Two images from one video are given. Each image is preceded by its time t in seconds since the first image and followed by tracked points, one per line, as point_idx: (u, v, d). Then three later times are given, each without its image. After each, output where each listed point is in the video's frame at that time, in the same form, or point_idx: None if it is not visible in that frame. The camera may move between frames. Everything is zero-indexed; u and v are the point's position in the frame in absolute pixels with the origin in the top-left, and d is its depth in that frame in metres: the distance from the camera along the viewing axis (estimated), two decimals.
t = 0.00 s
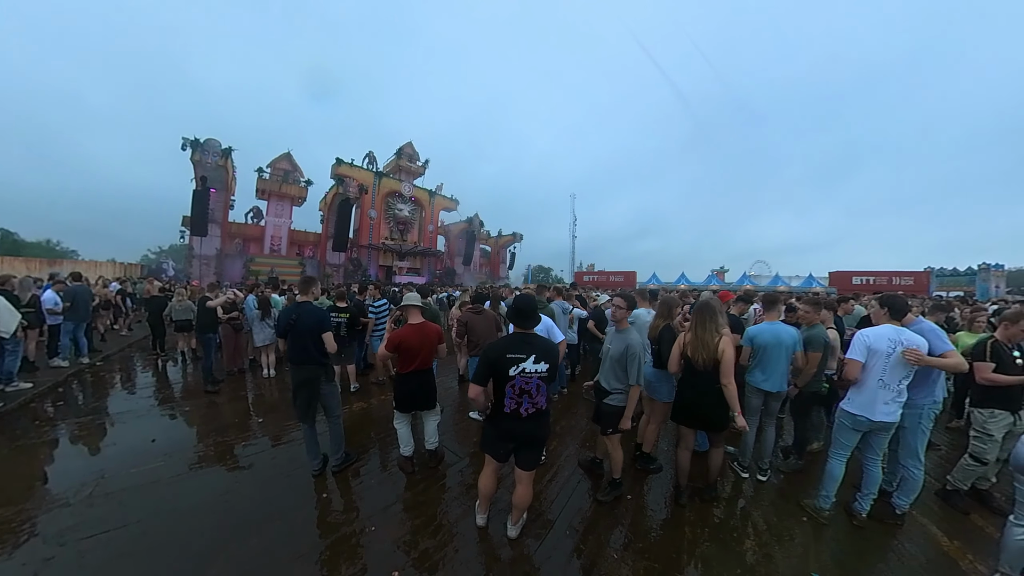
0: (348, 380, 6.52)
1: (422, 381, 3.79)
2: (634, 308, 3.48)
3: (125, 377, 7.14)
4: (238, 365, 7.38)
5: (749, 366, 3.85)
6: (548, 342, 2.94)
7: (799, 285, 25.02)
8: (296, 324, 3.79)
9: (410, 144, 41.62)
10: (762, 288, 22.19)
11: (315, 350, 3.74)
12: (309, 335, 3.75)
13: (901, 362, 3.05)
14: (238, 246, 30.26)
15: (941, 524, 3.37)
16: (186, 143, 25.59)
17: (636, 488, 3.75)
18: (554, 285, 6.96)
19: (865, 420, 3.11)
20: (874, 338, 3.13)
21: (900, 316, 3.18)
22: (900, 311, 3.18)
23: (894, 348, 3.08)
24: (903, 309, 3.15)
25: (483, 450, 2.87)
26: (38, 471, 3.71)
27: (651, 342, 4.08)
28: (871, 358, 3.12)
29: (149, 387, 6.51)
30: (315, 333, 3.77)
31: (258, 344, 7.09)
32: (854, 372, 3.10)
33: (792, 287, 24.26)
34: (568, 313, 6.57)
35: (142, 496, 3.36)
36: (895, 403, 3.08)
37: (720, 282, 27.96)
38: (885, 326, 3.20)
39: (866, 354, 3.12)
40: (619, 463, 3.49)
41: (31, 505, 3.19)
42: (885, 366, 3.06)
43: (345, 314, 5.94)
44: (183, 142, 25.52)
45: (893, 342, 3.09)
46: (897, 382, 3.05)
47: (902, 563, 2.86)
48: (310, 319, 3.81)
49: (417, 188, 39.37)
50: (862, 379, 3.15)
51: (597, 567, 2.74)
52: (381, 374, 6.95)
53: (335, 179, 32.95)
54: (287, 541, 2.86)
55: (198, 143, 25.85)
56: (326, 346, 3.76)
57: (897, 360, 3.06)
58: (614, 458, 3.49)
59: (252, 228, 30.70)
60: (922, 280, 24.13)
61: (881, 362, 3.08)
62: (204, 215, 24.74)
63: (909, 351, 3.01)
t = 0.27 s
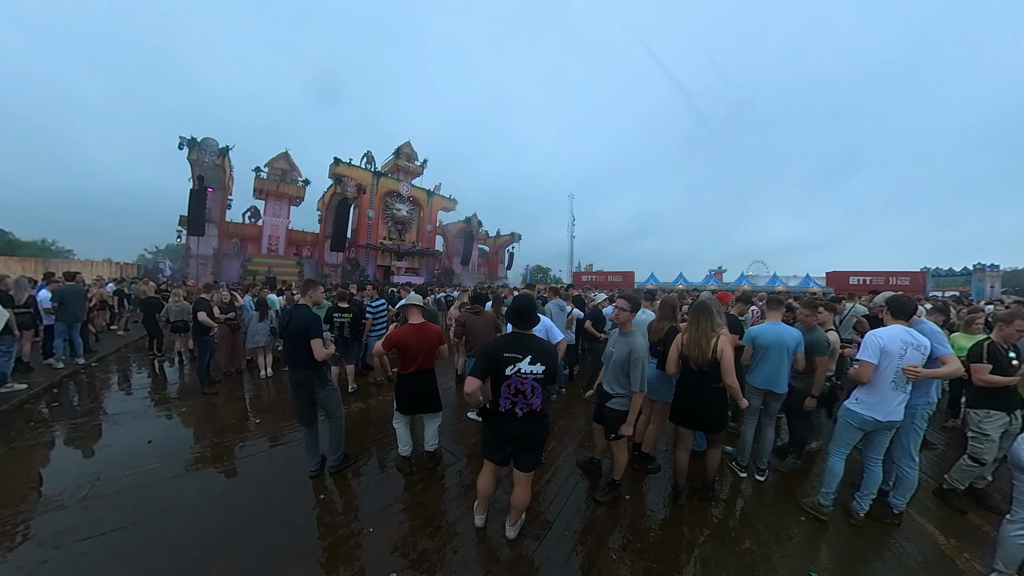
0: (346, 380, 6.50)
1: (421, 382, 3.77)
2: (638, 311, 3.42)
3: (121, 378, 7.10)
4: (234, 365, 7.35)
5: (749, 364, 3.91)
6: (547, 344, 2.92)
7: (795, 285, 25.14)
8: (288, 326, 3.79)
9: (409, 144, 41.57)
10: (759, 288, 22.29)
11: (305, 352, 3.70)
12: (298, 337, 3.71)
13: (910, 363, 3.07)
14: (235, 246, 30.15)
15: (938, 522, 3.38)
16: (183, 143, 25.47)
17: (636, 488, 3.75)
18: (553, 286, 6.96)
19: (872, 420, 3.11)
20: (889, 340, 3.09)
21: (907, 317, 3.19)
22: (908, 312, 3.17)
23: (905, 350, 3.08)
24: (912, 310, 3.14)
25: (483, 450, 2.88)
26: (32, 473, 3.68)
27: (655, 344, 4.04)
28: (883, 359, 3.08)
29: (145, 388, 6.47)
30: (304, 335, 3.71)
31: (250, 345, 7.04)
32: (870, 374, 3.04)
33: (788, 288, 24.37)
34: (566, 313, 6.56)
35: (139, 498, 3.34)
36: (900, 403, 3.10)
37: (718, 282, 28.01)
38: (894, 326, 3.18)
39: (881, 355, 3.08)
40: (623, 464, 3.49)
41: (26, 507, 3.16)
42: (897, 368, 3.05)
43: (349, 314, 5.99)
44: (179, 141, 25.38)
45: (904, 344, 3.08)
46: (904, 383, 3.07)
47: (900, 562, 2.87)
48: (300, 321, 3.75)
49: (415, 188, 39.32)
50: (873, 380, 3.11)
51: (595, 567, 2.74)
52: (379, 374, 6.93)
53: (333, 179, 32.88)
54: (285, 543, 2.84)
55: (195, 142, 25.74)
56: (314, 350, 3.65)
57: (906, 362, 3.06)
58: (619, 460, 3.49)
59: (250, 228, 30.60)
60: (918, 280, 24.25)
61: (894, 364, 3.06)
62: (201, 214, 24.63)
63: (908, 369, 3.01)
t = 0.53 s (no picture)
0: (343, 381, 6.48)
1: (418, 383, 3.76)
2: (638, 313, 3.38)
3: (116, 379, 7.05)
4: (231, 365, 7.32)
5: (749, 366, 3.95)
6: (544, 345, 2.93)
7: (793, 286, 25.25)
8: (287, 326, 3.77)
9: (407, 144, 41.51)
10: (756, 288, 22.46)
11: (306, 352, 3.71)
12: (297, 337, 3.69)
13: (907, 362, 3.07)
14: (232, 246, 30.03)
15: (933, 521, 3.40)
16: (180, 142, 25.35)
17: (633, 489, 3.75)
18: (550, 286, 6.97)
19: (870, 420, 3.12)
20: (883, 338, 3.12)
21: (905, 317, 3.20)
22: (905, 311, 3.18)
23: (900, 348, 3.09)
24: (909, 309, 3.14)
25: (481, 453, 2.86)
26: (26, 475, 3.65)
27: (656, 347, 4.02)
28: (878, 358, 3.11)
29: (140, 389, 6.44)
30: (301, 335, 3.68)
31: (254, 346, 7.02)
32: (865, 372, 3.07)
33: (786, 288, 24.48)
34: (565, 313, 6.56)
35: (133, 500, 3.32)
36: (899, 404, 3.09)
37: (716, 283, 28.07)
38: (890, 326, 3.21)
39: (874, 354, 3.11)
40: (620, 466, 3.48)
41: (20, 510, 3.13)
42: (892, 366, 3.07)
43: (348, 314, 6.01)
44: (176, 140, 25.27)
45: (899, 343, 3.10)
46: (903, 383, 3.06)
47: (896, 561, 2.88)
48: (298, 321, 3.72)
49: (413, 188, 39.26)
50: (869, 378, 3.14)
51: (592, 568, 2.74)
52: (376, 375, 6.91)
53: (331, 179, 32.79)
54: (282, 544, 2.83)
55: (192, 141, 25.61)
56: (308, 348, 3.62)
57: (903, 360, 3.07)
58: (617, 461, 3.49)
59: (247, 228, 30.49)
60: (914, 281, 24.38)
61: (889, 362, 3.08)
62: (198, 214, 24.51)
63: (898, 368, 3.04)
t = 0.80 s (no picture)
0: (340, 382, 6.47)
1: (415, 384, 3.75)
2: (635, 314, 3.41)
3: (111, 380, 7.01)
4: (227, 366, 7.28)
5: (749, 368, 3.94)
6: (540, 349, 2.93)
7: (790, 286, 25.35)
8: (291, 327, 3.77)
9: (405, 144, 41.41)
10: (753, 288, 22.53)
11: (307, 353, 3.71)
12: (301, 338, 3.70)
13: (899, 364, 3.07)
14: (229, 245, 29.90)
15: (927, 521, 3.42)
16: (176, 141, 25.20)
17: (630, 490, 3.76)
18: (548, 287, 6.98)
19: (864, 421, 3.15)
20: (873, 341, 3.14)
21: (900, 318, 3.19)
22: (899, 312, 3.17)
23: (892, 350, 3.10)
24: (902, 310, 3.13)
25: (474, 457, 2.86)
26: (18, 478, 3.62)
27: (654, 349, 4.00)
28: (870, 360, 3.13)
29: (135, 390, 6.40)
30: (307, 336, 3.70)
31: (253, 346, 6.99)
32: (855, 375, 3.11)
33: (783, 288, 24.58)
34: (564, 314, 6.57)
35: (127, 502, 3.30)
36: (895, 405, 3.10)
37: (713, 283, 28.16)
38: (884, 328, 3.21)
39: (865, 356, 3.14)
40: (617, 467, 3.49)
41: (12, 513, 3.11)
42: (883, 368, 3.09)
43: (344, 315, 6.03)
44: (172, 139, 25.12)
45: (891, 345, 3.11)
46: (897, 384, 3.07)
47: (890, 561, 2.90)
48: (302, 322, 3.75)
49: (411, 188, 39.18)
50: (863, 381, 3.17)
51: (587, 569, 2.74)
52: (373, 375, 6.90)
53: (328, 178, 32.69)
54: (276, 547, 2.82)
55: (188, 140, 25.47)
56: (315, 349, 3.65)
57: (895, 362, 3.08)
58: (613, 463, 3.50)
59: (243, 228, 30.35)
60: (910, 281, 24.50)
61: (880, 364, 3.10)
62: (194, 214, 24.39)
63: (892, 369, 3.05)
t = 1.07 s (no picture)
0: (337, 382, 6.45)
1: (413, 385, 3.74)
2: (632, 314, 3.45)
3: (106, 380, 6.97)
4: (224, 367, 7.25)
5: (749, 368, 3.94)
6: (538, 349, 2.93)
7: (787, 286, 25.45)
8: (296, 326, 3.73)
9: (403, 144, 41.35)
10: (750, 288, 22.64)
11: (312, 353, 3.69)
12: (308, 338, 3.68)
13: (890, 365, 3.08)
14: (225, 245, 29.78)
15: (924, 520, 3.43)
16: (173, 140, 25.09)
17: (628, 491, 3.76)
18: (547, 287, 6.98)
19: (859, 423, 3.16)
20: (862, 343, 3.15)
21: (890, 318, 3.19)
22: (889, 313, 3.17)
23: (882, 352, 3.11)
24: (891, 311, 3.13)
25: (471, 459, 2.85)
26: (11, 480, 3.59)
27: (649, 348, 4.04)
28: (860, 363, 3.15)
29: (130, 391, 6.36)
30: (312, 336, 3.68)
31: (244, 345, 6.99)
32: (846, 378, 3.14)
33: (780, 288, 24.67)
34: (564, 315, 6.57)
35: (122, 504, 3.28)
36: (890, 405, 3.11)
37: (710, 283, 28.21)
38: (875, 329, 3.21)
39: (855, 359, 3.16)
40: (615, 468, 3.49)
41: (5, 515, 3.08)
42: (874, 370, 3.11)
43: (338, 315, 6.04)
44: (169, 138, 25.01)
45: (881, 346, 3.11)
46: (889, 385, 3.09)
47: (887, 561, 2.91)
48: (309, 324, 3.71)
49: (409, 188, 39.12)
50: (855, 383, 3.19)
51: (585, 570, 2.74)
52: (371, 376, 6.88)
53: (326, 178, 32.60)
54: (273, 549, 2.80)
55: (185, 139, 25.34)
56: (322, 349, 3.66)
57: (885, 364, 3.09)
58: (611, 464, 3.50)
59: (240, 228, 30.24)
60: (906, 281, 24.63)
61: (870, 367, 3.12)
62: (190, 213, 24.28)
63: (886, 368, 3.06)
